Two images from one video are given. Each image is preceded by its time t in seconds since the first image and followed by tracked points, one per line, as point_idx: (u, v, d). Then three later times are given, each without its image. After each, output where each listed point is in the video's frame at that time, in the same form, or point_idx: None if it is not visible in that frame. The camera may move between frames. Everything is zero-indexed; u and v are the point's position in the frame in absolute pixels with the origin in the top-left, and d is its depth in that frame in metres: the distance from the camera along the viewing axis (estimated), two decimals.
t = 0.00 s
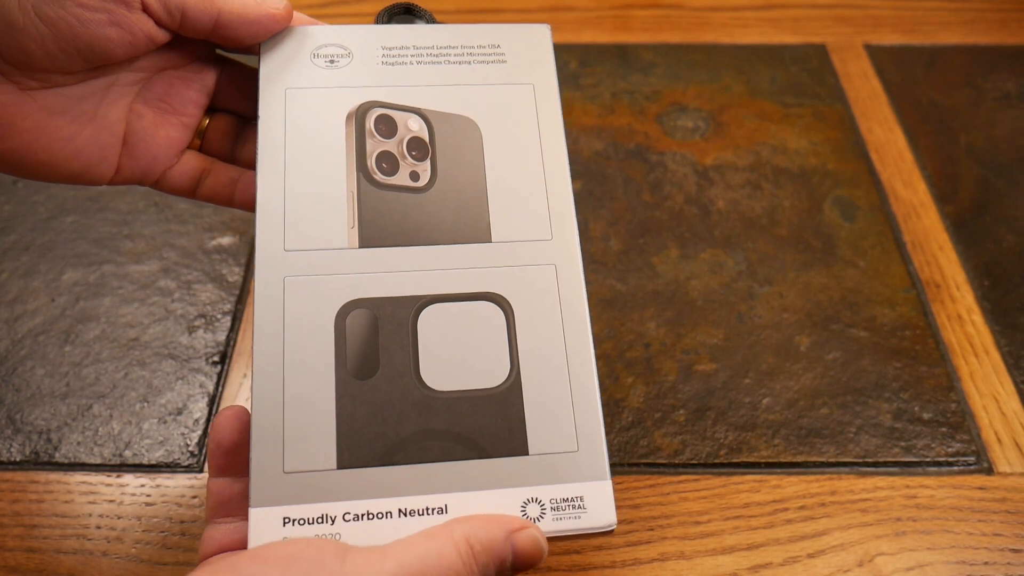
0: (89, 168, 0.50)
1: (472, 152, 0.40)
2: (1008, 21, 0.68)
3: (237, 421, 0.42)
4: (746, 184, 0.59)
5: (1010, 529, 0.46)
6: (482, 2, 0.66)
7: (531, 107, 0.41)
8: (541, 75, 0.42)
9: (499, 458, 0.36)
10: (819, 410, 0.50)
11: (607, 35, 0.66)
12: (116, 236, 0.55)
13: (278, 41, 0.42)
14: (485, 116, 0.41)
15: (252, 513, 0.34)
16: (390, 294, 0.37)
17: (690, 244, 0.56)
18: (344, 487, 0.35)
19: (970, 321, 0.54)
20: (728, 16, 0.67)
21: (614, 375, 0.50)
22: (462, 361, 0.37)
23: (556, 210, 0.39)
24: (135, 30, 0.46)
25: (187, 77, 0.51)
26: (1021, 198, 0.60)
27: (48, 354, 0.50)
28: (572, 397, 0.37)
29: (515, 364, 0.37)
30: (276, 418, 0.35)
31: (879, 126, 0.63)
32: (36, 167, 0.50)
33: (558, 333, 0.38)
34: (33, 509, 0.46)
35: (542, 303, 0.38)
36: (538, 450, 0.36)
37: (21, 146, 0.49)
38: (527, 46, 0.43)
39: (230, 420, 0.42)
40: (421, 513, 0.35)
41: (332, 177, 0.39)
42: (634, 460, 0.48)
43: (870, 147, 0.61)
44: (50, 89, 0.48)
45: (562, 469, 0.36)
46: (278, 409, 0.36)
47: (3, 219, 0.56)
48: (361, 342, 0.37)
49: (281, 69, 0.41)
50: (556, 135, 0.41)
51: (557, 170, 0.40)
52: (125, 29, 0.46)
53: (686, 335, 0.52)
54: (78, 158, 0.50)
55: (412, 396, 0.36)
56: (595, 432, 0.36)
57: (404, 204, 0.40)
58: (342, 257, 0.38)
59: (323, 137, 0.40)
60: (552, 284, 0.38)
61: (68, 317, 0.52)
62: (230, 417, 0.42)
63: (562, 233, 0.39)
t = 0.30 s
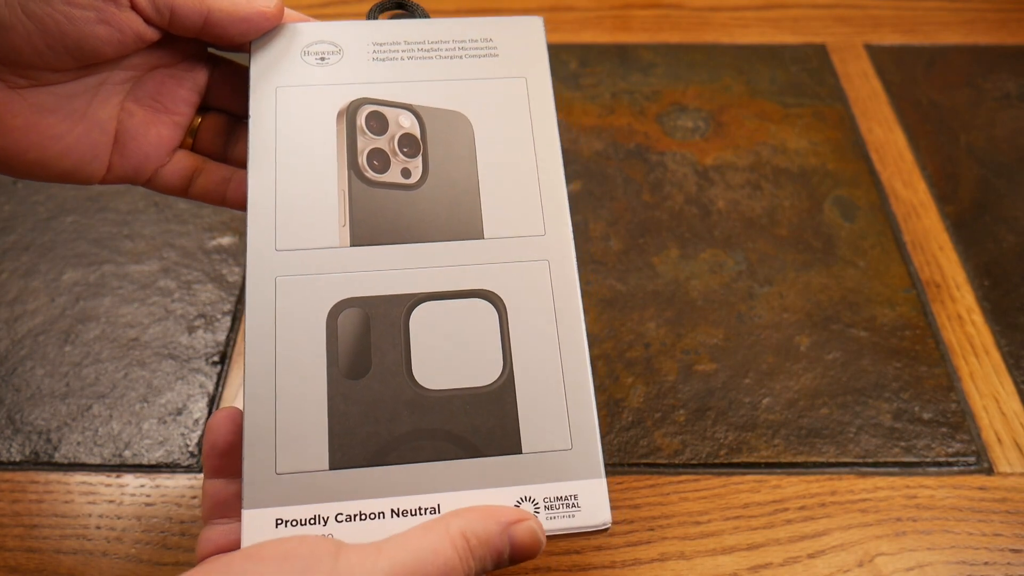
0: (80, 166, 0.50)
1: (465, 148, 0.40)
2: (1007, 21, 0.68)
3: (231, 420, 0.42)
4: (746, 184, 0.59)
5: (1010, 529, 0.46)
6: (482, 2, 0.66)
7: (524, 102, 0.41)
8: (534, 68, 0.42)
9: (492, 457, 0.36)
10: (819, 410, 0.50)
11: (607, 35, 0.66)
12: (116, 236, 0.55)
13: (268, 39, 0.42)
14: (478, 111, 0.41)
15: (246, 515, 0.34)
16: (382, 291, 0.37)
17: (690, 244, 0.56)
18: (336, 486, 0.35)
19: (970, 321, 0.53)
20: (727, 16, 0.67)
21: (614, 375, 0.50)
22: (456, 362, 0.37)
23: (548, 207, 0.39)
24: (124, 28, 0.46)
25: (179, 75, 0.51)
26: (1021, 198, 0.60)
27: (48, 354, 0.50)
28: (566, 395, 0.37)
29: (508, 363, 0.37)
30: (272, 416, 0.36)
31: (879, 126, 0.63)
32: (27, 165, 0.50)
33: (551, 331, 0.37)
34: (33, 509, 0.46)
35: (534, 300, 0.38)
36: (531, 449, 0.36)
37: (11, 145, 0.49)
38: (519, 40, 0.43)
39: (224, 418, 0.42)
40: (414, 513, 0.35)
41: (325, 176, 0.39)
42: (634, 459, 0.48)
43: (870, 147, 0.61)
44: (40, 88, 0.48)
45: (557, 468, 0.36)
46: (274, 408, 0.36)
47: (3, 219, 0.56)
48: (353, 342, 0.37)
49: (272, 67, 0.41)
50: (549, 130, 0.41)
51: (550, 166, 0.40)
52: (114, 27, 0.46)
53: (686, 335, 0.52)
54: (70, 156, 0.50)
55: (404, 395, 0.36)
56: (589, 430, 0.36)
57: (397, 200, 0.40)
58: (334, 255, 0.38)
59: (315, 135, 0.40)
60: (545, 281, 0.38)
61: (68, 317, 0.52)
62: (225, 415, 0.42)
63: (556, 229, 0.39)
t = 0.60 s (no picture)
0: (82, 163, 0.50)
1: (469, 144, 0.40)
2: (1007, 21, 0.68)
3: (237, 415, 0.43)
4: (746, 184, 0.59)
5: (1010, 529, 0.46)
6: (482, 2, 0.66)
7: (528, 98, 0.41)
8: (538, 64, 0.42)
9: (497, 456, 0.36)
10: (819, 410, 0.50)
11: (607, 34, 0.66)
12: (116, 236, 0.55)
13: (273, 34, 0.42)
14: (483, 107, 0.41)
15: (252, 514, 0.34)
16: (386, 289, 0.37)
17: (690, 244, 0.56)
18: (341, 484, 0.35)
19: (970, 321, 0.53)
20: (727, 16, 0.67)
21: (614, 375, 0.50)
22: (461, 360, 0.37)
23: (553, 203, 0.39)
24: (124, 23, 0.46)
25: (181, 72, 0.51)
26: (1021, 198, 0.60)
27: (48, 354, 0.50)
28: (570, 393, 0.37)
29: (512, 360, 0.37)
30: (271, 414, 0.35)
31: (879, 126, 0.63)
32: (28, 163, 0.50)
33: (556, 328, 0.38)
34: (33, 509, 0.46)
35: (538, 297, 0.38)
36: (536, 448, 0.36)
37: (13, 142, 0.49)
38: (525, 36, 0.42)
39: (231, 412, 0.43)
40: (419, 511, 0.35)
41: (329, 173, 0.39)
42: (633, 459, 0.48)
43: (870, 146, 0.61)
44: (41, 85, 0.48)
45: (561, 466, 0.36)
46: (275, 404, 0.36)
47: (3, 218, 0.56)
48: (359, 340, 0.37)
49: (276, 63, 0.41)
50: (553, 127, 0.41)
51: (553, 162, 0.40)
52: (115, 22, 0.46)
53: (686, 335, 0.52)
54: (71, 154, 0.50)
55: (409, 393, 0.36)
56: (593, 429, 0.36)
57: (403, 197, 0.40)
58: (338, 253, 0.38)
59: (320, 131, 0.40)
60: (549, 278, 0.38)
61: (68, 317, 0.52)
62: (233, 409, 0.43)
63: (560, 226, 0.39)
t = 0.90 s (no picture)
0: (86, 165, 0.51)
1: (466, 148, 0.40)
2: (1007, 21, 0.68)
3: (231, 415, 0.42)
4: (746, 184, 0.59)
5: (1010, 529, 0.46)
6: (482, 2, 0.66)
7: (526, 103, 0.41)
8: (538, 70, 0.42)
9: (490, 457, 0.36)
10: (819, 410, 0.50)
11: (607, 35, 0.66)
12: (116, 236, 0.55)
13: (273, 39, 0.42)
14: (481, 113, 0.41)
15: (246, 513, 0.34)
16: (383, 293, 0.37)
17: (690, 244, 0.56)
18: (335, 484, 0.35)
19: (970, 321, 0.53)
20: (727, 16, 0.67)
21: (614, 375, 0.50)
22: (456, 362, 0.37)
23: (550, 208, 0.39)
24: (127, 28, 0.46)
25: (184, 74, 0.51)
26: (1021, 197, 0.60)
27: (48, 354, 0.50)
28: (565, 399, 0.37)
29: (506, 364, 0.37)
30: (271, 414, 0.36)
31: (879, 126, 0.63)
32: (32, 166, 0.50)
33: (551, 334, 0.38)
34: (33, 509, 0.46)
35: (535, 302, 0.38)
36: (530, 450, 0.36)
37: (16, 146, 0.49)
38: (525, 41, 0.42)
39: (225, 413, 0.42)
40: (412, 512, 0.35)
41: (327, 176, 0.39)
42: (634, 459, 0.48)
43: (870, 146, 0.61)
44: (45, 88, 0.48)
45: (554, 468, 0.36)
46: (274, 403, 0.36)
47: (3, 219, 0.56)
48: (354, 343, 0.37)
49: (276, 66, 0.41)
50: (550, 131, 0.41)
51: (551, 166, 0.40)
52: (118, 28, 0.46)
53: (686, 335, 0.52)
54: (74, 156, 0.50)
55: (404, 395, 0.36)
56: (586, 433, 0.36)
57: (401, 200, 0.40)
58: (337, 256, 0.38)
59: (318, 135, 0.40)
60: (545, 283, 0.38)
61: (68, 317, 0.52)
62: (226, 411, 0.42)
63: (557, 232, 0.39)
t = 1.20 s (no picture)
0: (84, 157, 0.50)
1: (447, 136, 0.40)
2: (1007, 21, 0.68)
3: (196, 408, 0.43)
4: (746, 184, 0.59)
5: (1010, 529, 0.46)
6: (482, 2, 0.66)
7: (514, 87, 0.40)
8: (527, 55, 0.41)
9: (449, 453, 0.35)
10: (819, 410, 0.50)
11: (607, 35, 0.66)
12: (115, 236, 0.55)
13: (267, 31, 0.42)
14: (466, 99, 0.40)
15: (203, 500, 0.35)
16: (358, 283, 0.37)
17: (690, 244, 0.56)
18: (295, 476, 0.35)
19: (970, 321, 0.53)
20: (727, 16, 0.67)
21: (614, 375, 0.51)
22: (423, 353, 0.37)
23: (530, 195, 0.38)
24: (123, 27, 0.46)
25: (179, 66, 0.51)
26: (1021, 198, 0.60)
27: (48, 354, 0.50)
28: (531, 393, 0.35)
29: (473, 359, 0.36)
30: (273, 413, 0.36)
31: (879, 126, 0.63)
32: (29, 158, 0.50)
33: (522, 324, 0.36)
34: (34, 509, 0.46)
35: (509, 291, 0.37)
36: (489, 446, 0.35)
37: (14, 139, 0.49)
38: (515, 27, 0.42)
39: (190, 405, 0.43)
40: (368, 506, 0.34)
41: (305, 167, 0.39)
42: (634, 459, 0.48)
43: (870, 146, 0.61)
44: (42, 82, 0.48)
45: (515, 467, 0.35)
46: (278, 403, 0.36)
47: (3, 218, 0.56)
48: (325, 332, 0.37)
49: (267, 59, 0.42)
50: (537, 115, 0.40)
51: (536, 152, 0.39)
52: (115, 26, 0.46)
53: (686, 335, 0.52)
54: (72, 147, 0.50)
55: (369, 387, 0.36)
56: (552, 431, 0.35)
57: (377, 189, 0.39)
58: (311, 246, 0.38)
59: (302, 126, 0.40)
60: (519, 273, 0.37)
61: (68, 317, 0.52)
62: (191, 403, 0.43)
63: (536, 220, 0.38)
